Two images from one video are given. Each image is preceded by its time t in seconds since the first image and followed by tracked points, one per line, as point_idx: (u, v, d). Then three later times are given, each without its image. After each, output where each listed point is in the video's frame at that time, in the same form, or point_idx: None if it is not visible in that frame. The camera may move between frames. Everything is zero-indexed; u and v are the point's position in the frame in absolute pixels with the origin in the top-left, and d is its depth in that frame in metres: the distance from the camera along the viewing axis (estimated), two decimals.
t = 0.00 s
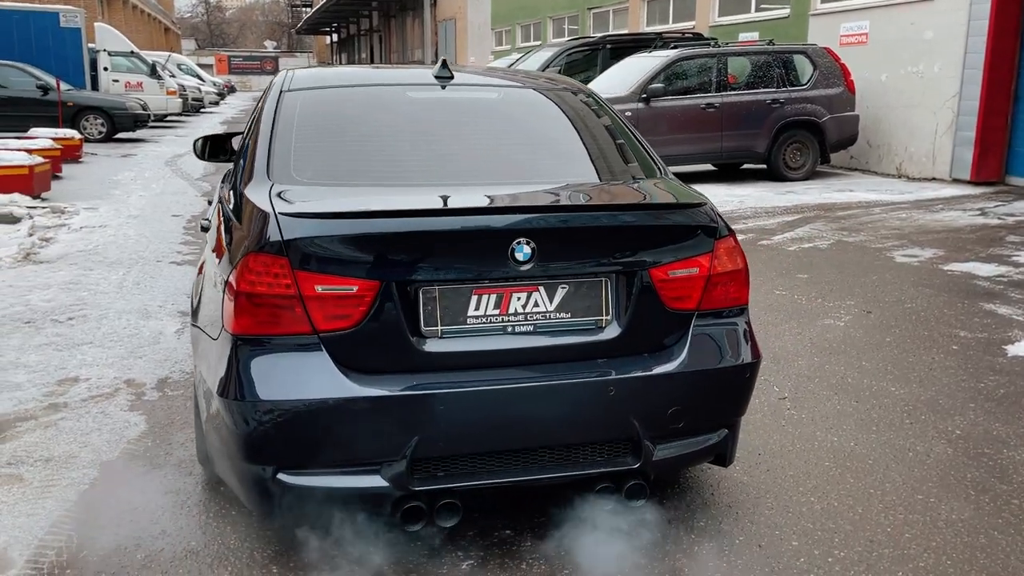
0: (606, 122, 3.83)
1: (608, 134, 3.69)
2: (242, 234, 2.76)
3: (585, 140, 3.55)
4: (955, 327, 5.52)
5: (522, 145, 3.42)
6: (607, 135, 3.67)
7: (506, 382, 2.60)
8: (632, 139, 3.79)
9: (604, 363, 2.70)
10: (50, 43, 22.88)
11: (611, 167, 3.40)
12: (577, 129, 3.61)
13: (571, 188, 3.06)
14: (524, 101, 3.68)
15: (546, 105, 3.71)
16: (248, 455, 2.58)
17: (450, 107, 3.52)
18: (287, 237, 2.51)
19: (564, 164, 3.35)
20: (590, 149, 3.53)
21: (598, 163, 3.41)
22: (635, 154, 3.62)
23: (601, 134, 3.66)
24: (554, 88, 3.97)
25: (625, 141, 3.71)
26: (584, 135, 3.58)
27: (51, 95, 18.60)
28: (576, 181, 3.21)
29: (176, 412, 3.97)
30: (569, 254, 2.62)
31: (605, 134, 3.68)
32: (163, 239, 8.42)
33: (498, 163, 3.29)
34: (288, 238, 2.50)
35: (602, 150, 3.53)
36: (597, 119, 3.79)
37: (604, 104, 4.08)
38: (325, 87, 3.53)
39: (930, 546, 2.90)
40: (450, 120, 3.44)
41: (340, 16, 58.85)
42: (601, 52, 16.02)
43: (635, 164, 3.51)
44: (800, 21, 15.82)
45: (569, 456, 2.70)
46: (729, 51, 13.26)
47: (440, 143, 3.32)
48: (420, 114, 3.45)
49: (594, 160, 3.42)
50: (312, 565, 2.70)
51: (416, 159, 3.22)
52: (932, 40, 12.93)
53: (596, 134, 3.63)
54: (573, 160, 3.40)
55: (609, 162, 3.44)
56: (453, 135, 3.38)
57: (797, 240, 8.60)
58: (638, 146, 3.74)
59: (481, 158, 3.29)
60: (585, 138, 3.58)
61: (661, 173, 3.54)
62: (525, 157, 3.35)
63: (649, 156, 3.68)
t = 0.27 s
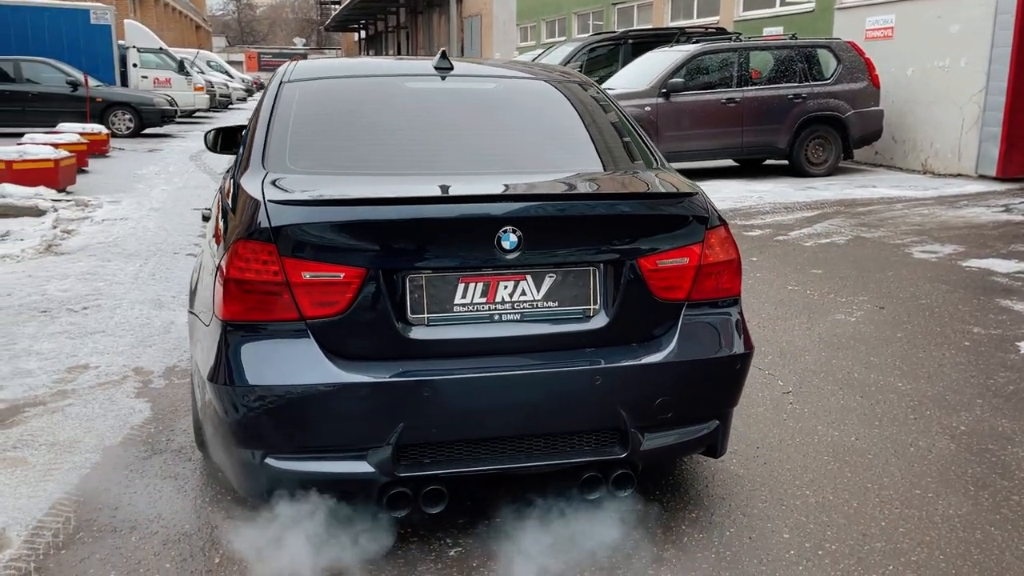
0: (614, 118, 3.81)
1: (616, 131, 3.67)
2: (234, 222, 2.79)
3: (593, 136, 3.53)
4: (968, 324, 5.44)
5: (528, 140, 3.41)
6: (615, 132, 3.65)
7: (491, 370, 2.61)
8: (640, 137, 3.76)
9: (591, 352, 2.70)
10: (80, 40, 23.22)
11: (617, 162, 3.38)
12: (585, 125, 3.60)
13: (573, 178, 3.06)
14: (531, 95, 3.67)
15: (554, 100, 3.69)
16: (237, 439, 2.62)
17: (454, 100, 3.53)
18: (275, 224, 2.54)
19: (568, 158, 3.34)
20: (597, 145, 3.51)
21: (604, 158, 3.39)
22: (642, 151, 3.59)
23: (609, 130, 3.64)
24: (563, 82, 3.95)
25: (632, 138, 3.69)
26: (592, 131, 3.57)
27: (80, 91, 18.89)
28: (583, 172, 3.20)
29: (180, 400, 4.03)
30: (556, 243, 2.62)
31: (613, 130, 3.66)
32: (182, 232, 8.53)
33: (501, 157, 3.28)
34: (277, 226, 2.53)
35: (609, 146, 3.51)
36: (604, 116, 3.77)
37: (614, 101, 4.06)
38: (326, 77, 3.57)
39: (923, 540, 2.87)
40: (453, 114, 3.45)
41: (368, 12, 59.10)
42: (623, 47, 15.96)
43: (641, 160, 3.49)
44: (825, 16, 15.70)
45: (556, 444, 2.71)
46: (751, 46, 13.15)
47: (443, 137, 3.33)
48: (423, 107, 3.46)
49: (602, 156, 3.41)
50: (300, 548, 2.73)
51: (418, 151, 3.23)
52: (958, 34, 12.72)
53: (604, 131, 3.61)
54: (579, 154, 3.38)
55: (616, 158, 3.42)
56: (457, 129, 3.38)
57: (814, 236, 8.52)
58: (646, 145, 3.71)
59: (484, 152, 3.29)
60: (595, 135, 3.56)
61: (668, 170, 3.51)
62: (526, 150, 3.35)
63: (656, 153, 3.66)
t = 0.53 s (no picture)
0: (621, 115, 3.79)
1: (622, 129, 3.65)
2: (229, 213, 2.82)
3: (600, 133, 3.51)
4: (982, 320, 5.37)
5: (532, 136, 3.39)
6: (622, 130, 3.62)
7: (480, 360, 2.62)
8: (647, 136, 3.73)
9: (580, 343, 2.70)
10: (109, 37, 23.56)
11: (623, 158, 3.34)
12: (592, 121, 3.57)
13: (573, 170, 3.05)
14: (536, 91, 3.66)
15: (561, 97, 3.67)
16: (229, 426, 2.65)
17: (458, 95, 3.53)
18: (266, 215, 2.57)
19: (572, 153, 3.33)
20: (604, 142, 3.49)
21: (611, 154, 3.36)
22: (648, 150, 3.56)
23: (616, 128, 3.61)
24: (570, 78, 3.94)
25: (639, 137, 3.66)
26: (599, 128, 3.54)
27: (107, 87, 19.16)
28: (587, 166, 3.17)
29: (186, 390, 4.08)
30: (545, 234, 2.63)
31: (619, 128, 3.64)
32: (201, 225, 8.63)
33: (504, 152, 3.27)
34: (269, 216, 2.56)
35: (616, 144, 3.48)
36: (611, 113, 3.75)
37: (622, 100, 4.03)
38: (328, 71, 3.59)
39: (918, 536, 2.84)
40: (455, 108, 3.45)
41: (394, 9, 59.28)
42: (644, 42, 15.89)
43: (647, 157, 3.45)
44: (850, 10, 15.50)
45: (545, 435, 2.72)
46: (773, 40, 13.03)
47: (445, 133, 3.32)
48: (426, 101, 3.46)
49: (610, 153, 3.38)
50: (292, 535, 2.76)
51: (419, 146, 3.23)
52: (985, 28, 12.53)
53: (611, 128, 3.59)
54: (583, 149, 3.36)
55: (622, 154, 3.39)
56: (460, 124, 3.38)
57: (831, 232, 8.44)
58: (652, 143, 3.68)
59: (487, 148, 3.28)
60: (602, 132, 3.53)
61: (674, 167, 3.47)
62: (529, 145, 3.34)
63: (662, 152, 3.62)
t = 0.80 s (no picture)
0: (630, 112, 3.79)
1: (631, 125, 3.64)
2: (231, 204, 2.86)
3: (610, 129, 3.50)
4: (998, 316, 5.30)
5: (539, 129, 3.40)
6: (632, 127, 3.62)
7: (477, 350, 2.64)
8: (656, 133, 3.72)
9: (577, 334, 2.71)
10: (135, 35, 23.84)
11: (629, 151, 3.34)
12: (600, 116, 3.58)
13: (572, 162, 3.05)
14: (545, 86, 3.67)
15: (570, 91, 3.68)
16: (229, 414, 2.69)
17: (464, 88, 3.54)
18: (266, 205, 2.61)
19: (579, 146, 3.33)
20: (614, 137, 3.48)
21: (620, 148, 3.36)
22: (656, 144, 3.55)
23: (625, 124, 3.61)
24: (579, 72, 3.94)
25: (648, 134, 3.65)
26: (609, 124, 3.54)
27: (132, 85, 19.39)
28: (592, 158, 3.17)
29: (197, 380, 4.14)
30: (542, 225, 2.64)
31: (628, 124, 3.63)
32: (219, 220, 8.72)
33: (510, 145, 3.28)
34: (268, 206, 2.60)
35: (625, 140, 3.47)
36: (620, 109, 3.74)
37: (632, 97, 4.04)
38: (337, 64, 3.63)
39: (919, 529, 2.82)
40: (461, 101, 3.47)
41: (417, 6, 59.37)
42: (665, 37, 15.82)
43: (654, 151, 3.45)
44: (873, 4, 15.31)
45: (542, 425, 2.73)
46: (794, 35, 12.92)
47: (451, 126, 3.34)
48: (432, 95, 3.48)
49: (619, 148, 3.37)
50: (292, 521, 2.80)
51: (424, 138, 3.25)
52: (1010, 22, 12.34)
53: (620, 124, 3.58)
54: (591, 143, 3.36)
55: (630, 149, 3.38)
56: (467, 117, 3.39)
57: (849, 227, 8.36)
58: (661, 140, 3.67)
59: (493, 141, 3.29)
60: (612, 128, 3.52)
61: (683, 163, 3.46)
62: (535, 138, 3.34)
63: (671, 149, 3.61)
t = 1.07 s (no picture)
0: (641, 107, 3.78)
1: (643, 121, 3.64)
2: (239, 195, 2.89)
3: (621, 124, 3.50)
4: (1015, 311, 5.24)
5: (548, 123, 3.41)
6: (643, 123, 3.61)
7: (480, 340, 2.66)
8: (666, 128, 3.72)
9: (580, 325, 2.72)
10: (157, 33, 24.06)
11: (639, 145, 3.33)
12: (611, 111, 3.57)
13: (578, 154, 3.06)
14: (556, 80, 3.67)
15: (580, 85, 3.68)
16: (237, 402, 2.72)
17: (474, 82, 3.56)
18: (272, 196, 2.64)
19: (589, 140, 3.33)
20: (624, 131, 3.47)
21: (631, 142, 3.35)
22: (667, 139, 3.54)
23: (637, 120, 3.60)
24: (591, 66, 3.94)
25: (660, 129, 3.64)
26: (620, 119, 3.53)
27: (154, 82, 19.59)
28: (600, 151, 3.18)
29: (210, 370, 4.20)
30: (545, 216, 2.65)
31: (639, 119, 3.62)
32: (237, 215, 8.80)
33: (518, 138, 3.28)
34: (273, 197, 2.63)
35: (636, 134, 3.46)
36: (632, 104, 3.74)
37: (644, 93, 4.03)
38: (348, 58, 3.65)
39: (925, 522, 2.81)
40: (470, 95, 3.48)
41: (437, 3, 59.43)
42: (684, 33, 15.74)
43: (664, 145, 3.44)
44: None
45: (546, 415, 2.75)
46: (814, 29, 12.82)
47: (459, 119, 3.35)
48: (441, 88, 3.50)
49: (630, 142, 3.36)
50: (298, 509, 2.83)
51: (432, 132, 3.26)
52: None
53: (632, 120, 3.58)
54: (600, 137, 3.36)
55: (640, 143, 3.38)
56: (476, 111, 3.41)
57: (866, 222, 8.29)
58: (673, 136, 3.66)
59: (502, 134, 3.30)
60: (623, 123, 3.52)
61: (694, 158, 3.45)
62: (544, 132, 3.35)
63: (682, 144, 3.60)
